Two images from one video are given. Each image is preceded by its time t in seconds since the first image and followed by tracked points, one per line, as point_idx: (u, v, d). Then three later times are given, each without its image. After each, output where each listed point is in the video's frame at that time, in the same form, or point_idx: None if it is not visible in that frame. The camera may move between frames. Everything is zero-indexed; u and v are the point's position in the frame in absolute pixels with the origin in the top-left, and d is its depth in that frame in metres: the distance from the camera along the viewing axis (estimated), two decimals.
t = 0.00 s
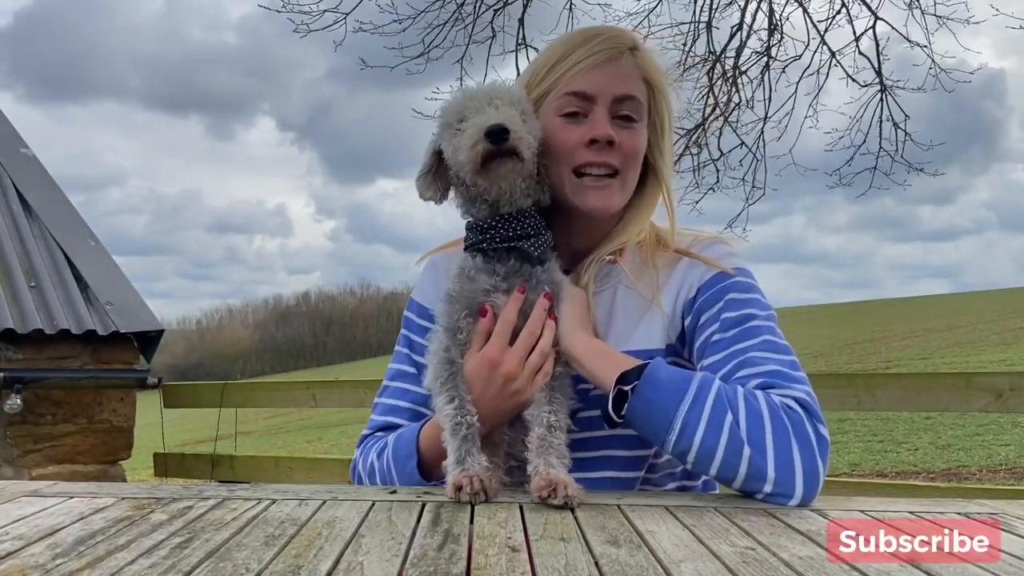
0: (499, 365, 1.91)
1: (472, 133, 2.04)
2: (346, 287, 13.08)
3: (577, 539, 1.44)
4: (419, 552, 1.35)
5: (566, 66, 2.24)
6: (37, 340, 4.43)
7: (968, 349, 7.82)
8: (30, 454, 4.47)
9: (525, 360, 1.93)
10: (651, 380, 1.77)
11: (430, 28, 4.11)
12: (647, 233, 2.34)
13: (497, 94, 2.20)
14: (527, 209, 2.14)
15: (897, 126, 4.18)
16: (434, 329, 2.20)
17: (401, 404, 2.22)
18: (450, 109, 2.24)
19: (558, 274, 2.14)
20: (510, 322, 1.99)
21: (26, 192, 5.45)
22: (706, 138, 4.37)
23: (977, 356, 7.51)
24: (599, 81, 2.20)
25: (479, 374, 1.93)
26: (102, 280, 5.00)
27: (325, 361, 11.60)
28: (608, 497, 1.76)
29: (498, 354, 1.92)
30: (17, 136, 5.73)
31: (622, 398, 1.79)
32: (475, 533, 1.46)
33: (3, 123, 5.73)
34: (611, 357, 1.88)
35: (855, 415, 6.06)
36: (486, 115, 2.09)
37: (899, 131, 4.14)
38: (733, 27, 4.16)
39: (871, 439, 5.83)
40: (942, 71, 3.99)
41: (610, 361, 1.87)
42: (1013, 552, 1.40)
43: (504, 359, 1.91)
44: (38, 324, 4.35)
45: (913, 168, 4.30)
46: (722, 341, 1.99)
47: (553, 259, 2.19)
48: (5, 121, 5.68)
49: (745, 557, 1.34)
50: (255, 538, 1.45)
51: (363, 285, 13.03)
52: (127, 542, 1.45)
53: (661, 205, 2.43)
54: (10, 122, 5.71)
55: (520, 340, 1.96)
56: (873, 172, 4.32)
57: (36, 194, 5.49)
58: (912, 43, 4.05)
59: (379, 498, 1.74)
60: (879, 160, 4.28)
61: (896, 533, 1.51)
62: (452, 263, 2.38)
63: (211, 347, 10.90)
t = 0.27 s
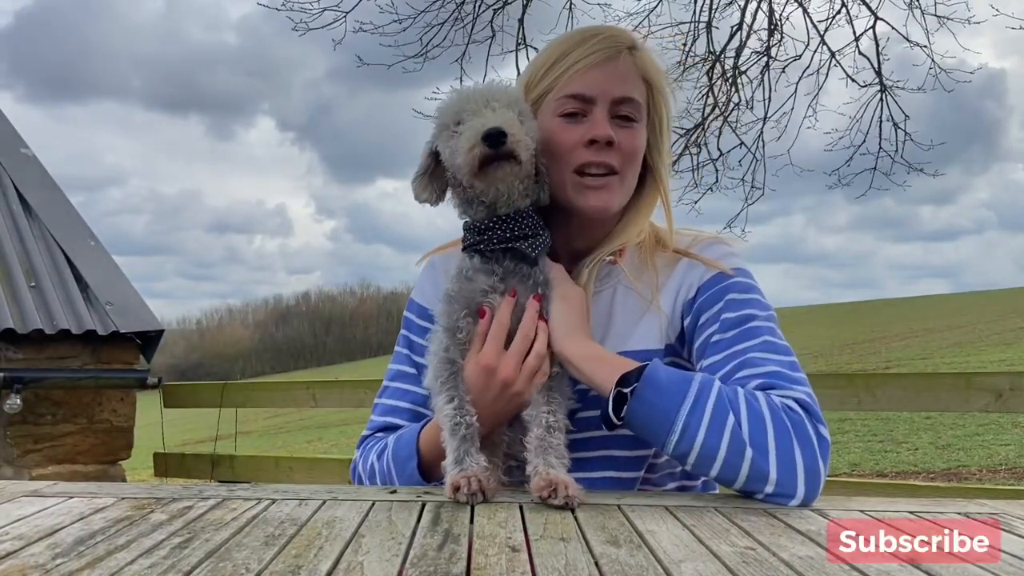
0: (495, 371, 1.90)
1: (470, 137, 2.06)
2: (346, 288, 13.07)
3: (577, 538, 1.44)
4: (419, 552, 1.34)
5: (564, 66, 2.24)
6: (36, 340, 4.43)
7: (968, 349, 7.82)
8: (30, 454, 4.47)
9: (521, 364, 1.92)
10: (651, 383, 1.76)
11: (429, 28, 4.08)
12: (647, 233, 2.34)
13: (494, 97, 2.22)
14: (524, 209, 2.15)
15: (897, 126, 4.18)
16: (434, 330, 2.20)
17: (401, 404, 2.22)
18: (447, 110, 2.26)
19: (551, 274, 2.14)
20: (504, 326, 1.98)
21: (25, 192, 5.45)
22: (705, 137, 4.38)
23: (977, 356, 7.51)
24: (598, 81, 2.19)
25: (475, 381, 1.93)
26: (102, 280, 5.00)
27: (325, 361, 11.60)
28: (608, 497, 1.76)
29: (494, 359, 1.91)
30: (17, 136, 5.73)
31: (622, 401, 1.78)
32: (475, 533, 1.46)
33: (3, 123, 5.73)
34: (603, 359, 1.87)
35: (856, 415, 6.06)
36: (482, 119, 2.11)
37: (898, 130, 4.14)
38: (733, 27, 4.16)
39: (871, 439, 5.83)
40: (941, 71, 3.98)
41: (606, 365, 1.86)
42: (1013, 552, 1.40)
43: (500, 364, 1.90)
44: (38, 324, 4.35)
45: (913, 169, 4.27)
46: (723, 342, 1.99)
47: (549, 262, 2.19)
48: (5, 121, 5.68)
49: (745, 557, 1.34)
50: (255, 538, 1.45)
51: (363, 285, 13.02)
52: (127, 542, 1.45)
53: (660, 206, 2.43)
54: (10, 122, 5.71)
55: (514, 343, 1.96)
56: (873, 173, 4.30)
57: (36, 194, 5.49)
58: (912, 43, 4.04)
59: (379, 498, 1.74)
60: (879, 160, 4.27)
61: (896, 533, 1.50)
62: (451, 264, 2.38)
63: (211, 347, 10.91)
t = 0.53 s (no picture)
0: (506, 390, 1.86)
1: (458, 160, 2.09)
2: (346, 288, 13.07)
3: (578, 539, 1.44)
4: (419, 552, 1.34)
5: (563, 68, 2.25)
6: (36, 340, 4.42)
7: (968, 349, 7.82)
8: (30, 454, 4.47)
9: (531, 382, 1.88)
10: (652, 379, 1.77)
11: (430, 27, 4.14)
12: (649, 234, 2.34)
13: (481, 112, 2.23)
14: (522, 215, 2.15)
15: (897, 126, 4.18)
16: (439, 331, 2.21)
17: (403, 405, 2.21)
18: (436, 126, 2.27)
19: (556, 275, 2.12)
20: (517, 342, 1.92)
21: (26, 192, 5.45)
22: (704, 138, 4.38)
23: (977, 356, 7.51)
24: (596, 83, 2.20)
25: (483, 395, 1.90)
26: (102, 280, 5.00)
27: (325, 361, 11.60)
28: (608, 497, 1.76)
29: (505, 379, 1.86)
30: (18, 136, 5.73)
31: (623, 397, 1.79)
32: (475, 533, 1.46)
33: (3, 123, 5.73)
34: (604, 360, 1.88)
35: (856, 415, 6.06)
36: (467, 141, 2.14)
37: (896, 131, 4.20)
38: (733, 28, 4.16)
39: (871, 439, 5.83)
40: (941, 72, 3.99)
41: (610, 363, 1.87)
42: (1013, 552, 1.40)
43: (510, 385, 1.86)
44: (39, 324, 4.35)
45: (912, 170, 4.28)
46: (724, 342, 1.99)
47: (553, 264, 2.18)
48: (5, 121, 5.68)
49: (745, 557, 1.34)
50: (255, 538, 1.45)
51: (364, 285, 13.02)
52: (127, 542, 1.45)
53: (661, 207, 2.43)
54: (10, 122, 5.71)
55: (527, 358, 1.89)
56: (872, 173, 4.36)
57: (36, 193, 5.49)
58: (912, 43, 4.11)
59: (379, 498, 1.74)
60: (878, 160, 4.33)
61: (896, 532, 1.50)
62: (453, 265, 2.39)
63: (211, 347, 10.93)
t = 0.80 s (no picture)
0: (509, 365, 1.90)
1: (440, 172, 2.05)
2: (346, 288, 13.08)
3: (578, 538, 1.44)
4: (419, 552, 1.34)
5: (561, 67, 2.25)
6: (36, 340, 4.42)
7: (968, 349, 7.82)
8: (30, 454, 4.47)
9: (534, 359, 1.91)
10: (663, 374, 1.76)
11: (429, 27, 4.08)
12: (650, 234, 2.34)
13: (463, 119, 2.17)
14: (523, 217, 2.12)
15: (896, 126, 4.19)
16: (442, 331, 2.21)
17: (407, 406, 2.21)
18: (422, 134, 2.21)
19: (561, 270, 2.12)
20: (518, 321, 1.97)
21: (25, 192, 5.45)
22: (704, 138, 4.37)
23: (977, 356, 7.51)
24: (594, 81, 2.20)
25: (486, 376, 1.93)
26: (102, 280, 5.00)
27: (325, 361, 11.61)
28: (609, 497, 1.76)
29: (507, 354, 1.91)
30: (17, 136, 5.74)
31: (631, 387, 1.78)
32: (475, 533, 1.46)
33: (3, 123, 5.73)
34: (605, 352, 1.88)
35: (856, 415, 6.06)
36: (449, 153, 2.08)
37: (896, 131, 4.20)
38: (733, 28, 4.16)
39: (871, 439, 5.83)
40: (940, 72, 3.99)
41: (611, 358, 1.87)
42: (1013, 552, 1.40)
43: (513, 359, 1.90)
44: (39, 324, 4.35)
45: (912, 169, 4.28)
46: (729, 343, 1.99)
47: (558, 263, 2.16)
48: (5, 121, 5.68)
49: (745, 557, 1.34)
50: (255, 538, 1.45)
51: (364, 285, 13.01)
52: (127, 542, 1.45)
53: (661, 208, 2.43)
54: (10, 122, 5.71)
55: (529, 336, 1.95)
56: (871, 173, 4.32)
57: (36, 193, 5.49)
58: (911, 44, 4.06)
59: (380, 498, 1.74)
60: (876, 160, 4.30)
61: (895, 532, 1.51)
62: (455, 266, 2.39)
63: (211, 347, 10.94)
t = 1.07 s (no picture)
0: (506, 382, 1.89)
1: (428, 181, 2.06)
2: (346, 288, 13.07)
3: (577, 538, 1.44)
4: (419, 552, 1.34)
5: (557, 66, 2.26)
6: (36, 340, 4.42)
7: (968, 349, 7.82)
8: (30, 454, 4.47)
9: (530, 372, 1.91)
10: (656, 379, 1.76)
11: (429, 27, 4.11)
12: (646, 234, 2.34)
13: (450, 126, 2.16)
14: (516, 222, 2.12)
15: (897, 126, 4.18)
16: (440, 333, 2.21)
17: (404, 407, 2.21)
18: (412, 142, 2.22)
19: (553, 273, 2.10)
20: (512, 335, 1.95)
21: (26, 192, 5.45)
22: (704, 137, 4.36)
23: (977, 356, 7.51)
24: (590, 79, 2.20)
25: (483, 391, 1.92)
26: (102, 280, 5.00)
27: (325, 361, 11.61)
28: (608, 497, 1.76)
29: (504, 371, 1.89)
30: (18, 136, 5.74)
31: (626, 395, 1.78)
32: (475, 533, 1.46)
33: (3, 123, 5.73)
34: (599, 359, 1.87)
35: (856, 415, 6.06)
36: (438, 162, 2.08)
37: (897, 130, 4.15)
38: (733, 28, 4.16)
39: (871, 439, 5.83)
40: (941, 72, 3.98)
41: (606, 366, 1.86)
42: (1013, 552, 1.40)
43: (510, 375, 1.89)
44: (38, 324, 4.35)
45: (913, 169, 4.22)
46: (725, 344, 1.99)
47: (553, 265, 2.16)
48: (5, 121, 5.68)
49: (745, 557, 1.34)
50: (255, 538, 1.45)
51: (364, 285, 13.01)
52: (127, 542, 1.45)
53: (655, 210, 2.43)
54: (10, 122, 5.72)
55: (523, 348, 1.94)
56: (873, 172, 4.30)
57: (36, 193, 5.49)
58: (912, 44, 4.04)
59: (379, 498, 1.74)
60: (879, 160, 4.26)
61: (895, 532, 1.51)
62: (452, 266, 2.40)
63: (211, 347, 10.95)
